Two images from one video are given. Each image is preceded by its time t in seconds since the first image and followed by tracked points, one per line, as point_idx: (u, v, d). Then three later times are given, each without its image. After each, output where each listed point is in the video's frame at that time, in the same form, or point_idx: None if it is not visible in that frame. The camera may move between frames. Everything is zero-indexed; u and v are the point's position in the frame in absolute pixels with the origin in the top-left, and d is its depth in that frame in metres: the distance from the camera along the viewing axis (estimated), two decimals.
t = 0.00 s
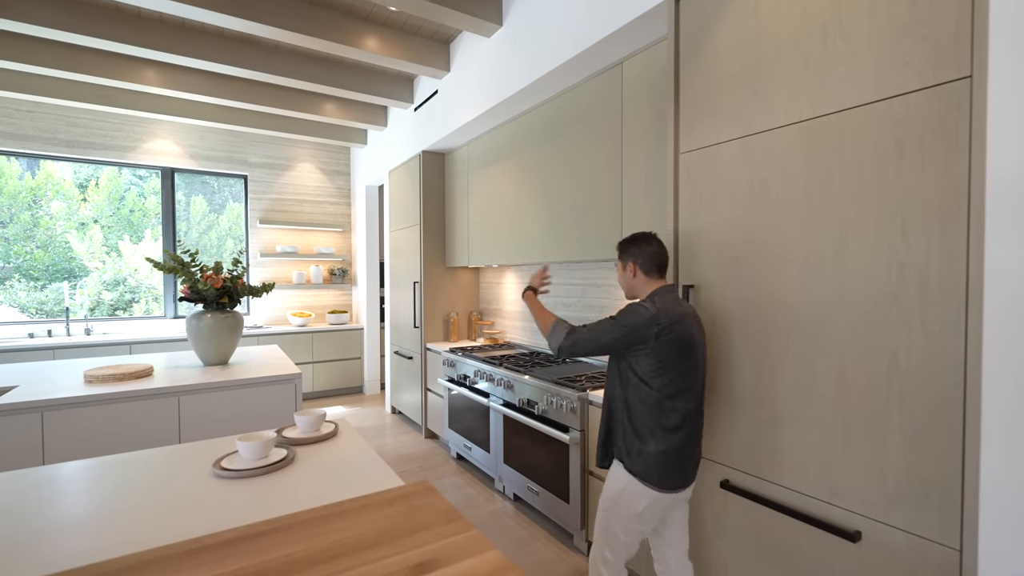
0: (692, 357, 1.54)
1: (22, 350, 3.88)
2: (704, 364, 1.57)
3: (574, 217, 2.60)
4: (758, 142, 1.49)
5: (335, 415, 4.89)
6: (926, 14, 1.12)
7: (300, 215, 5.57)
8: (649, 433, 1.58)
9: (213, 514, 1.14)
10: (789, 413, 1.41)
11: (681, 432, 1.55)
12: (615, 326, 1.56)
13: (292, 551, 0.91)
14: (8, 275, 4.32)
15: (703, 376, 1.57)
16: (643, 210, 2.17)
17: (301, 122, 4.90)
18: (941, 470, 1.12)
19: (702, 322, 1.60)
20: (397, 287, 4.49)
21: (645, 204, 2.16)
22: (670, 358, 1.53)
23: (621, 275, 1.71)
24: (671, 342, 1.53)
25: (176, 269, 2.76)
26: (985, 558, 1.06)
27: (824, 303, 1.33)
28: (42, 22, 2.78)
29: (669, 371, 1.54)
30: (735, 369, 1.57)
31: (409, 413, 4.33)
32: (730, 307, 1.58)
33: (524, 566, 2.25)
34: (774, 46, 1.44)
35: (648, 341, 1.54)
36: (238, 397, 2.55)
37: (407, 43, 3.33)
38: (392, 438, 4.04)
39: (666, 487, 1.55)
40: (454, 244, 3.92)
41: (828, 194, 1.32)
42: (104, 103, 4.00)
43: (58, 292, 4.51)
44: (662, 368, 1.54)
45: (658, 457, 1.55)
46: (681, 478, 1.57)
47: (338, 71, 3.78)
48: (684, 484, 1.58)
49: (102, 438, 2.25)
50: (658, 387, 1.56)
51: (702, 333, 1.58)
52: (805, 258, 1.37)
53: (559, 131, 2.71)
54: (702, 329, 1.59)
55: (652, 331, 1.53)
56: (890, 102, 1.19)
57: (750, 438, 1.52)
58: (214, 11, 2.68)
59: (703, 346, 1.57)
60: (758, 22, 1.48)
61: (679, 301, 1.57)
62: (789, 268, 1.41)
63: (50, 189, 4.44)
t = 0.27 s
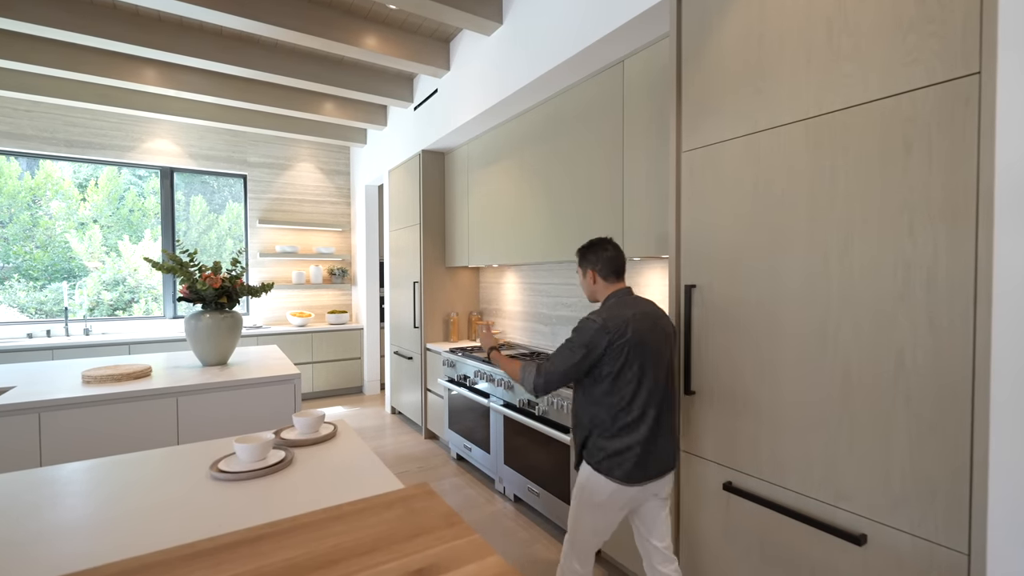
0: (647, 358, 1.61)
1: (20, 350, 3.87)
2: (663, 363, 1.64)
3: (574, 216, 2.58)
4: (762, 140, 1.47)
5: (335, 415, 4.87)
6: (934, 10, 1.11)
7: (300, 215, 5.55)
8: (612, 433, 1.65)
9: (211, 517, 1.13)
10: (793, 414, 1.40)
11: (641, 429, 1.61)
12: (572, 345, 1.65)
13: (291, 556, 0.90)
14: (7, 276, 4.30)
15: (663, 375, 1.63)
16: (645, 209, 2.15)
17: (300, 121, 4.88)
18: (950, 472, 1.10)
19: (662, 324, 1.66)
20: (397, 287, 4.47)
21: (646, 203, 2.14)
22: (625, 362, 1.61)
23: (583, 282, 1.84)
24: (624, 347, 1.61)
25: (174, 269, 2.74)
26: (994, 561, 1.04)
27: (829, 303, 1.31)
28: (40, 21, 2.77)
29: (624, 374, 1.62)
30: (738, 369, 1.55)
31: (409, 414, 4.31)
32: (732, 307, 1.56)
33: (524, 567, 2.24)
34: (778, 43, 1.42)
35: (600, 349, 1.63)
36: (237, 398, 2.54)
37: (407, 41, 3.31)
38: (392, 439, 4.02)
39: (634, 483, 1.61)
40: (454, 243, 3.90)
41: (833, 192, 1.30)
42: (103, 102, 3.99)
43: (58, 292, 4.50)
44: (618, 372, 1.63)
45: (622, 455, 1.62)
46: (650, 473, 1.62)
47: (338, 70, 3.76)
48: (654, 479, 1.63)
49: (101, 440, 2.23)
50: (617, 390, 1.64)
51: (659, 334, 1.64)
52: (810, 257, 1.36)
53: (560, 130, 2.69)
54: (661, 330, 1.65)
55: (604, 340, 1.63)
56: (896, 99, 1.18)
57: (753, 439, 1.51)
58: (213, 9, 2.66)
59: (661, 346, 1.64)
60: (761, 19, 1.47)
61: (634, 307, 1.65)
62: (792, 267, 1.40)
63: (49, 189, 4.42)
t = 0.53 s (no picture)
0: (581, 354, 1.71)
1: (17, 350, 3.84)
2: (597, 357, 1.74)
3: (576, 215, 2.56)
4: (767, 136, 1.45)
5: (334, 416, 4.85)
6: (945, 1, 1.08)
7: (299, 214, 5.52)
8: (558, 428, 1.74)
9: (204, 520, 1.10)
10: (799, 416, 1.37)
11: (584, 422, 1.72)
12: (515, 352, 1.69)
13: (285, 563, 0.87)
14: (6, 275, 4.28)
15: (600, 367, 1.73)
16: (648, 207, 2.13)
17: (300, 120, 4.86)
18: (962, 475, 1.07)
19: (593, 319, 1.75)
20: (397, 287, 4.44)
21: (649, 202, 2.12)
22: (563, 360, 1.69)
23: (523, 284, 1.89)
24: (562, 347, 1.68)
25: (172, 269, 2.71)
26: (1008, 567, 1.01)
27: (836, 302, 1.29)
28: (36, 17, 2.74)
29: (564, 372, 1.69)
30: (743, 370, 1.52)
31: (409, 414, 4.28)
32: (736, 307, 1.54)
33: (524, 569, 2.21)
34: (783, 37, 1.40)
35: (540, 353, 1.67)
36: (235, 399, 2.51)
37: (407, 39, 3.29)
38: (392, 439, 3.99)
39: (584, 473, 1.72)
40: (454, 243, 3.87)
41: (841, 190, 1.28)
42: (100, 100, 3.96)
43: (56, 291, 4.48)
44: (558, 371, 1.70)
45: (569, 450, 1.72)
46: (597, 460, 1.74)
47: (337, 67, 3.74)
48: (602, 466, 1.74)
49: (97, 441, 2.21)
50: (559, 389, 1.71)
51: (590, 331, 1.74)
52: (817, 255, 1.33)
53: (562, 127, 2.66)
54: (591, 326, 1.74)
55: (543, 342, 1.66)
56: (906, 93, 1.15)
57: (758, 441, 1.48)
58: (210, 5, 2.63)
59: (593, 341, 1.73)
60: (766, 13, 1.44)
61: (564, 306, 1.72)
62: (798, 266, 1.37)
63: (48, 189, 4.40)
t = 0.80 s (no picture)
0: (542, 350, 1.85)
1: (14, 349, 3.82)
2: (558, 352, 1.87)
3: (578, 213, 2.53)
4: (775, 132, 1.42)
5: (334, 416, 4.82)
6: None
7: (299, 213, 5.49)
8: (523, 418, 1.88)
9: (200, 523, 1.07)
10: (808, 417, 1.34)
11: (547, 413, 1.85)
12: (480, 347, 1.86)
13: (281, 569, 0.84)
14: (5, 274, 4.25)
15: (560, 362, 1.87)
16: (651, 205, 2.10)
17: (300, 118, 4.83)
18: (976, 478, 1.04)
19: (554, 317, 1.89)
20: (397, 286, 4.42)
21: (653, 200, 2.09)
22: (522, 355, 1.84)
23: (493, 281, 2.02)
24: (519, 344, 1.83)
25: (169, 267, 2.68)
26: None
27: (846, 301, 1.26)
28: (33, 13, 2.71)
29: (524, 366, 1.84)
30: (750, 371, 1.49)
31: (409, 414, 4.25)
32: (743, 305, 1.51)
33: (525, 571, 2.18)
34: (792, 30, 1.37)
35: (502, 348, 1.82)
36: (234, 399, 2.49)
37: (407, 35, 3.26)
38: (392, 439, 3.97)
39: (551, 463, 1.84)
40: (454, 242, 3.84)
41: (851, 186, 1.25)
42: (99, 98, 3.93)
43: (55, 291, 4.45)
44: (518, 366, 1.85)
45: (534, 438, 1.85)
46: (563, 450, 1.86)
47: (337, 65, 3.71)
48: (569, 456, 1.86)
49: (94, 441, 2.18)
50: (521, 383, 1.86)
51: (551, 328, 1.87)
52: (826, 253, 1.30)
53: (564, 125, 2.64)
54: (553, 323, 1.88)
55: (500, 339, 1.82)
56: (919, 86, 1.12)
57: (765, 442, 1.45)
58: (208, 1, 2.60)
59: (553, 337, 1.87)
60: (774, 5, 1.41)
61: (526, 304, 1.86)
62: (806, 263, 1.34)
63: (47, 187, 4.38)
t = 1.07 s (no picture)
0: (520, 346, 1.91)
1: (13, 349, 3.79)
2: (535, 349, 1.93)
3: (581, 212, 2.49)
4: (785, 127, 1.38)
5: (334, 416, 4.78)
6: None
7: (300, 213, 5.46)
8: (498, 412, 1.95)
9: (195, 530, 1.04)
10: (820, 420, 1.30)
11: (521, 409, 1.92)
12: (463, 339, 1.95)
13: None
14: (6, 274, 4.23)
15: (536, 359, 1.93)
16: (656, 203, 2.06)
17: (300, 117, 4.80)
18: (998, 486, 1.00)
19: (534, 315, 1.94)
20: (398, 286, 4.38)
21: (658, 198, 2.05)
22: (499, 351, 1.91)
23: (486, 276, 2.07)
24: (497, 340, 1.90)
25: (167, 267, 2.65)
26: None
27: (860, 301, 1.22)
28: (30, 10, 2.68)
29: (500, 362, 1.92)
30: (759, 373, 1.45)
31: (410, 415, 4.22)
32: (752, 306, 1.47)
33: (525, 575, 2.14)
34: (803, 22, 1.33)
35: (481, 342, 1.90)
36: (232, 400, 2.45)
37: (408, 32, 3.22)
38: (392, 440, 3.93)
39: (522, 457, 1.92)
40: (456, 241, 3.81)
41: (866, 183, 1.21)
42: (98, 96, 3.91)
43: (56, 291, 4.43)
44: (495, 361, 1.92)
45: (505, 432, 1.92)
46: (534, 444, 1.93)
47: (337, 63, 3.67)
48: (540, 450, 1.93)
49: (90, 443, 2.15)
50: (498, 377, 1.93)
51: (530, 326, 1.93)
52: (839, 251, 1.26)
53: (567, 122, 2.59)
54: (533, 322, 1.93)
55: (478, 334, 1.90)
56: (938, 79, 1.08)
57: (774, 446, 1.41)
58: None
59: (531, 335, 1.93)
60: None
61: (507, 301, 1.92)
62: (818, 263, 1.30)
63: (49, 187, 4.36)
